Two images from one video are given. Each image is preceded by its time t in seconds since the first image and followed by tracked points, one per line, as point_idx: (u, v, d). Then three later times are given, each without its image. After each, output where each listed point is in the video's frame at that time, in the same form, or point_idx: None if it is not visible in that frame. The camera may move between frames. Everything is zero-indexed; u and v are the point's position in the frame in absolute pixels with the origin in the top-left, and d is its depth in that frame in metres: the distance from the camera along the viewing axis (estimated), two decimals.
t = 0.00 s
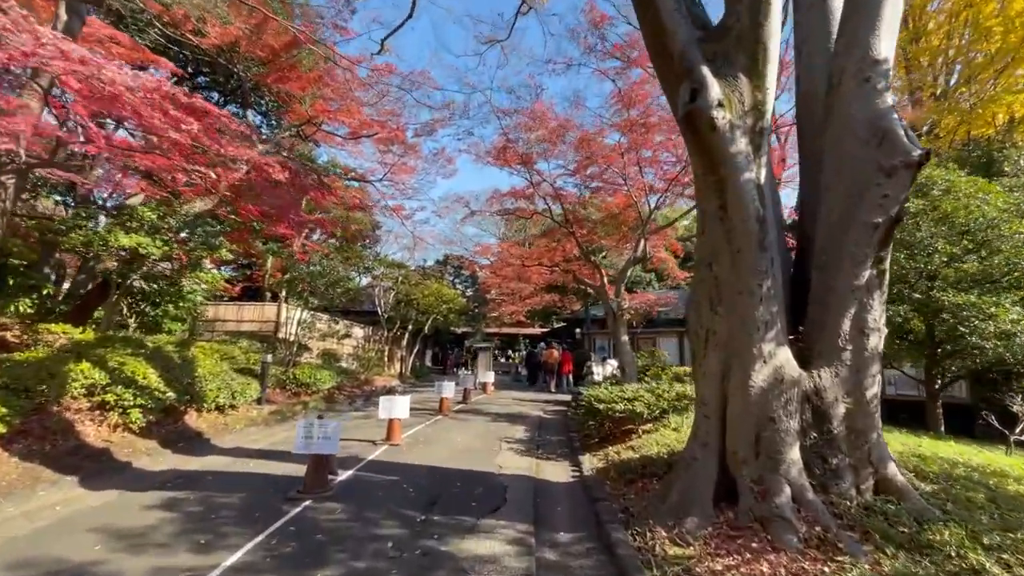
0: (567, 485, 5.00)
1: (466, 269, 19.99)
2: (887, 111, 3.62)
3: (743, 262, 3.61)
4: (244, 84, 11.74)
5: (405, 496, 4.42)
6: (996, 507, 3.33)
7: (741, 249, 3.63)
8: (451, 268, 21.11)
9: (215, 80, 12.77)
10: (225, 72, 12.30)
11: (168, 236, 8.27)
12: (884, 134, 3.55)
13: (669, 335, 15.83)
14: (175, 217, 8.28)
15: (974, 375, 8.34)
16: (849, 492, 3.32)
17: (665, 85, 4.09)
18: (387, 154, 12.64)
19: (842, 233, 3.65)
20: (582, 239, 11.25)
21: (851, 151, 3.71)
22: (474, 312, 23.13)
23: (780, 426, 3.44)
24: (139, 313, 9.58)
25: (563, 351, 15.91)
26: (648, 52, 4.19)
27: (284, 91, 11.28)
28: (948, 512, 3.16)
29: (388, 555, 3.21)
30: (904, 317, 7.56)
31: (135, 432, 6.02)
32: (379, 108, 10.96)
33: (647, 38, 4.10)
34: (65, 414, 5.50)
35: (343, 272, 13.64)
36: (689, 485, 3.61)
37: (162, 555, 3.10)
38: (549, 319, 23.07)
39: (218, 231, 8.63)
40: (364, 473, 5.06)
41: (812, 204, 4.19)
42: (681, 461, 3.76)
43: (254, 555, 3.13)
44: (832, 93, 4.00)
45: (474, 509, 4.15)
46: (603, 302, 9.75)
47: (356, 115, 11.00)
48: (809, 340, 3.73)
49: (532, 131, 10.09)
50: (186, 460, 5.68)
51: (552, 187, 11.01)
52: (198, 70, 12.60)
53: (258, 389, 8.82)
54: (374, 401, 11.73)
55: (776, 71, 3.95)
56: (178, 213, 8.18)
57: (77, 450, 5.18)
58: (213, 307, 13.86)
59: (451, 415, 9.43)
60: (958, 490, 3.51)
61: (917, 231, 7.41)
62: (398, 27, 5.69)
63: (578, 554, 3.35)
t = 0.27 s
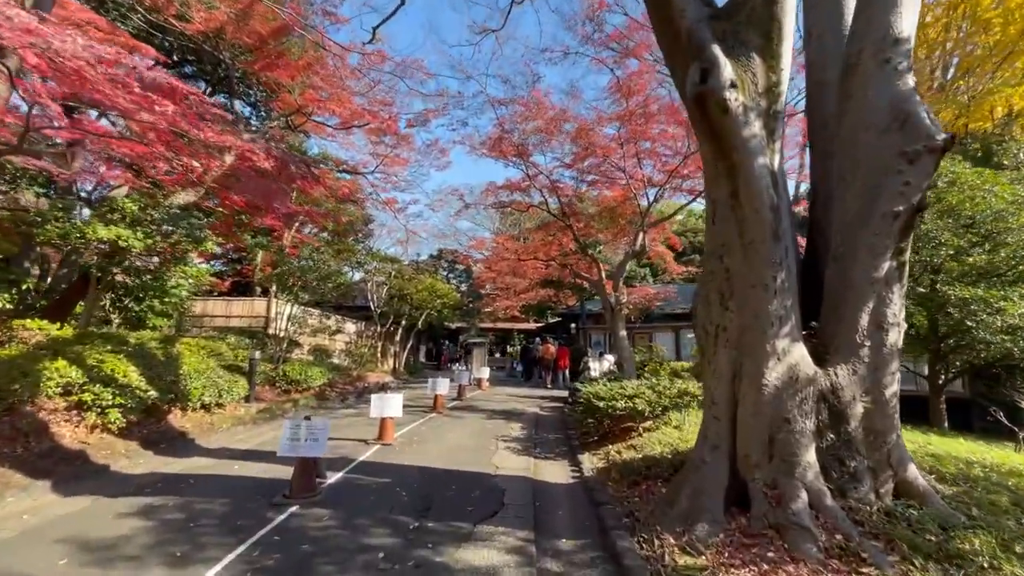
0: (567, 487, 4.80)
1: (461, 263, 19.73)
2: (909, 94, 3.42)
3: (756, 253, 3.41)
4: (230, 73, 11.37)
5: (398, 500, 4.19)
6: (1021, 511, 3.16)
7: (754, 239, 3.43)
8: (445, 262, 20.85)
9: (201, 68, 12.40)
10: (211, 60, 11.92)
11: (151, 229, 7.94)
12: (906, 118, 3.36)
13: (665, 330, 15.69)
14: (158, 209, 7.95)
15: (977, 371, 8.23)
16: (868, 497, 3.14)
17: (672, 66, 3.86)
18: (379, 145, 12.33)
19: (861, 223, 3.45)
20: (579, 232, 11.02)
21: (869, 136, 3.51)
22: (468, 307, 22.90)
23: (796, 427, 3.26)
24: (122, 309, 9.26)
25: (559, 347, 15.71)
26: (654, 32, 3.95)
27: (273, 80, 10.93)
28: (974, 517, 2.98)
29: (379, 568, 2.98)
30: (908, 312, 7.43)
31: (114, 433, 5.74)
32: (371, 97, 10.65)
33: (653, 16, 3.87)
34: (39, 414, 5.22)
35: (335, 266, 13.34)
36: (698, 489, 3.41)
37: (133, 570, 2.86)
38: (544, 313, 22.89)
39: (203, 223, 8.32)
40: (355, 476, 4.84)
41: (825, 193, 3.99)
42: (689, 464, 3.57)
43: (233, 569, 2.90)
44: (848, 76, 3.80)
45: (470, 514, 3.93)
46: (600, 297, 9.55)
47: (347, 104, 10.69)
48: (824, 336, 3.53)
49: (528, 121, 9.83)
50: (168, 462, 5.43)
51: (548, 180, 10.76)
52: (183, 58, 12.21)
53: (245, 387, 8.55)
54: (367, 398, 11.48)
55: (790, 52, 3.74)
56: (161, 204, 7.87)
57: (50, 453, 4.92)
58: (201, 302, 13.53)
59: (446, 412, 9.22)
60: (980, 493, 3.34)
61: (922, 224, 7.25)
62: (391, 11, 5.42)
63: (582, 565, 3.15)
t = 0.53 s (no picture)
0: (565, 487, 4.63)
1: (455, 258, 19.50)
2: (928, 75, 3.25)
3: (767, 243, 3.23)
4: (217, 61, 11.03)
5: (389, 502, 4.00)
6: None
7: (764, 228, 3.25)
8: (439, 256, 20.60)
9: (187, 57, 12.06)
10: (197, 48, 11.57)
11: (133, 220, 7.65)
12: (925, 101, 3.19)
13: (661, 325, 15.58)
14: (139, 199, 7.67)
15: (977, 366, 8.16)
16: (884, 499, 2.99)
17: (678, 46, 3.66)
18: (371, 137, 12.05)
19: (876, 212, 3.28)
20: (575, 226, 10.84)
21: (886, 121, 3.34)
22: (462, 303, 22.70)
23: (808, 426, 3.10)
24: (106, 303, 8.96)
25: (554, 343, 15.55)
26: (659, 9, 3.74)
27: (261, 68, 10.62)
28: (995, 520, 2.85)
29: None
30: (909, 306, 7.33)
31: (92, 432, 5.49)
32: (362, 86, 10.38)
33: None
34: (11, 413, 4.96)
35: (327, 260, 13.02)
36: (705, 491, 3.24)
37: None
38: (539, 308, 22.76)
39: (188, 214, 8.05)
40: (345, 476, 4.63)
41: (835, 181, 3.82)
42: (695, 465, 3.40)
43: None
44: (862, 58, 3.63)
45: (465, 517, 3.75)
46: (597, 292, 9.37)
47: (338, 94, 10.41)
48: (837, 330, 3.37)
49: (524, 112, 9.60)
50: (149, 462, 5.20)
51: (544, 172, 10.56)
52: (168, 46, 11.87)
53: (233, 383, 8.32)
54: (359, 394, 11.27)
55: (803, 32, 3.56)
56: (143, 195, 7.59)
57: (23, 453, 4.68)
58: (189, 297, 13.24)
59: (440, 409, 9.03)
60: (998, 494, 3.21)
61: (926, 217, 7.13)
62: None
63: (584, 571, 2.98)
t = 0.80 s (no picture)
0: (564, 488, 4.44)
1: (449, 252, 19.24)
2: (951, 54, 3.08)
3: (781, 231, 3.04)
4: (204, 47, 10.69)
5: (379, 506, 3.78)
6: None
7: (779, 215, 3.05)
8: (433, 251, 20.33)
9: (172, 44, 11.69)
10: (184, 34, 11.21)
11: (114, 210, 7.35)
12: (949, 80, 3.02)
13: (658, 321, 15.41)
14: (121, 188, 7.37)
15: (979, 362, 8.06)
16: (905, 503, 2.82)
17: (686, 23, 3.43)
18: (363, 127, 11.75)
19: (896, 198, 3.10)
20: (571, 220, 10.62)
21: (907, 102, 3.16)
22: (457, 298, 22.46)
23: (824, 426, 2.92)
24: (87, 297, 8.64)
25: (550, 339, 15.36)
26: None
27: (249, 55, 10.28)
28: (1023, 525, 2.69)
29: None
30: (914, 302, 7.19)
31: (68, 431, 5.23)
32: (354, 75, 10.08)
33: None
34: None
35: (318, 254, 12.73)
36: (714, 494, 3.05)
37: None
38: (534, 303, 22.65)
39: (172, 205, 7.76)
40: (332, 478, 4.41)
41: (849, 168, 3.64)
42: (703, 466, 3.21)
43: None
44: (879, 37, 3.44)
45: (459, 521, 3.55)
46: (594, 286, 9.17)
47: (328, 82, 10.10)
48: (853, 325, 3.19)
49: (520, 102, 9.35)
50: (127, 463, 4.95)
51: (540, 164, 10.34)
52: (153, 33, 11.50)
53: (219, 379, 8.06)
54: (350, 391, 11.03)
55: (819, 9, 3.37)
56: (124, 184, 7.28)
57: None
58: (176, 291, 12.91)
59: (433, 406, 8.81)
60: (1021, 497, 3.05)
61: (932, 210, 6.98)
62: None
63: None
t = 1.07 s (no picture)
0: (562, 493, 4.24)
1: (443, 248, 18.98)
2: (981, 34, 2.90)
3: (798, 223, 2.84)
4: (189, 35, 10.34)
5: (367, 514, 3.57)
6: None
7: (795, 206, 2.85)
8: (427, 247, 20.05)
9: (157, 32, 11.33)
10: (169, 21, 10.84)
11: (93, 202, 7.04)
12: (979, 61, 2.84)
13: (654, 317, 15.25)
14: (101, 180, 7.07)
15: (982, 360, 7.94)
16: (930, 514, 2.65)
17: None
18: (355, 119, 11.47)
19: (920, 188, 2.91)
20: (568, 215, 10.41)
21: (933, 85, 2.98)
22: (451, 295, 22.21)
23: (844, 431, 2.72)
24: (66, 292, 8.33)
25: (546, 335, 15.16)
26: None
27: (236, 43, 9.95)
28: None
29: None
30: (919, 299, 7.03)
31: (40, 433, 4.96)
32: (345, 64, 9.79)
33: None
34: None
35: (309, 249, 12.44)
36: (725, 504, 2.86)
37: None
38: (528, 299, 22.43)
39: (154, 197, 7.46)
40: (318, 484, 4.18)
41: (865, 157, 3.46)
42: (712, 473, 3.02)
43: None
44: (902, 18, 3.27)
45: (452, 531, 3.34)
46: (592, 282, 8.96)
47: (319, 72, 9.80)
48: (872, 323, 3.00)
49: (516, 92, 9.10)
50: (102, 467, 4.70)
51: (537, 157, 10.11)
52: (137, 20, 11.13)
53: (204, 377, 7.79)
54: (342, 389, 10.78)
55: None
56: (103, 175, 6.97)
57: None
58: (162, 287, 12.58)
59: (426, 405, 8.59)
60: None
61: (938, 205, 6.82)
62: None
63: None
